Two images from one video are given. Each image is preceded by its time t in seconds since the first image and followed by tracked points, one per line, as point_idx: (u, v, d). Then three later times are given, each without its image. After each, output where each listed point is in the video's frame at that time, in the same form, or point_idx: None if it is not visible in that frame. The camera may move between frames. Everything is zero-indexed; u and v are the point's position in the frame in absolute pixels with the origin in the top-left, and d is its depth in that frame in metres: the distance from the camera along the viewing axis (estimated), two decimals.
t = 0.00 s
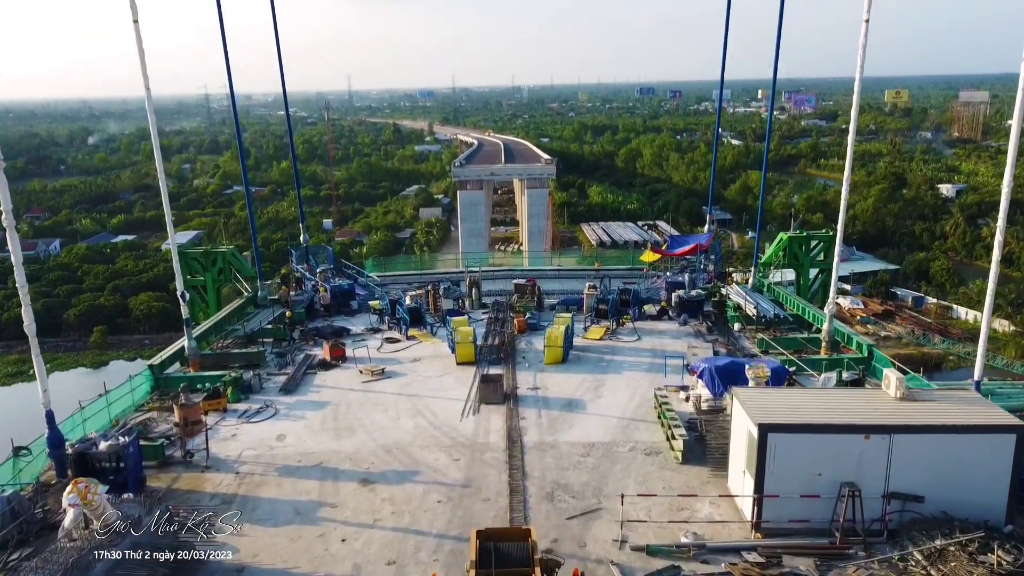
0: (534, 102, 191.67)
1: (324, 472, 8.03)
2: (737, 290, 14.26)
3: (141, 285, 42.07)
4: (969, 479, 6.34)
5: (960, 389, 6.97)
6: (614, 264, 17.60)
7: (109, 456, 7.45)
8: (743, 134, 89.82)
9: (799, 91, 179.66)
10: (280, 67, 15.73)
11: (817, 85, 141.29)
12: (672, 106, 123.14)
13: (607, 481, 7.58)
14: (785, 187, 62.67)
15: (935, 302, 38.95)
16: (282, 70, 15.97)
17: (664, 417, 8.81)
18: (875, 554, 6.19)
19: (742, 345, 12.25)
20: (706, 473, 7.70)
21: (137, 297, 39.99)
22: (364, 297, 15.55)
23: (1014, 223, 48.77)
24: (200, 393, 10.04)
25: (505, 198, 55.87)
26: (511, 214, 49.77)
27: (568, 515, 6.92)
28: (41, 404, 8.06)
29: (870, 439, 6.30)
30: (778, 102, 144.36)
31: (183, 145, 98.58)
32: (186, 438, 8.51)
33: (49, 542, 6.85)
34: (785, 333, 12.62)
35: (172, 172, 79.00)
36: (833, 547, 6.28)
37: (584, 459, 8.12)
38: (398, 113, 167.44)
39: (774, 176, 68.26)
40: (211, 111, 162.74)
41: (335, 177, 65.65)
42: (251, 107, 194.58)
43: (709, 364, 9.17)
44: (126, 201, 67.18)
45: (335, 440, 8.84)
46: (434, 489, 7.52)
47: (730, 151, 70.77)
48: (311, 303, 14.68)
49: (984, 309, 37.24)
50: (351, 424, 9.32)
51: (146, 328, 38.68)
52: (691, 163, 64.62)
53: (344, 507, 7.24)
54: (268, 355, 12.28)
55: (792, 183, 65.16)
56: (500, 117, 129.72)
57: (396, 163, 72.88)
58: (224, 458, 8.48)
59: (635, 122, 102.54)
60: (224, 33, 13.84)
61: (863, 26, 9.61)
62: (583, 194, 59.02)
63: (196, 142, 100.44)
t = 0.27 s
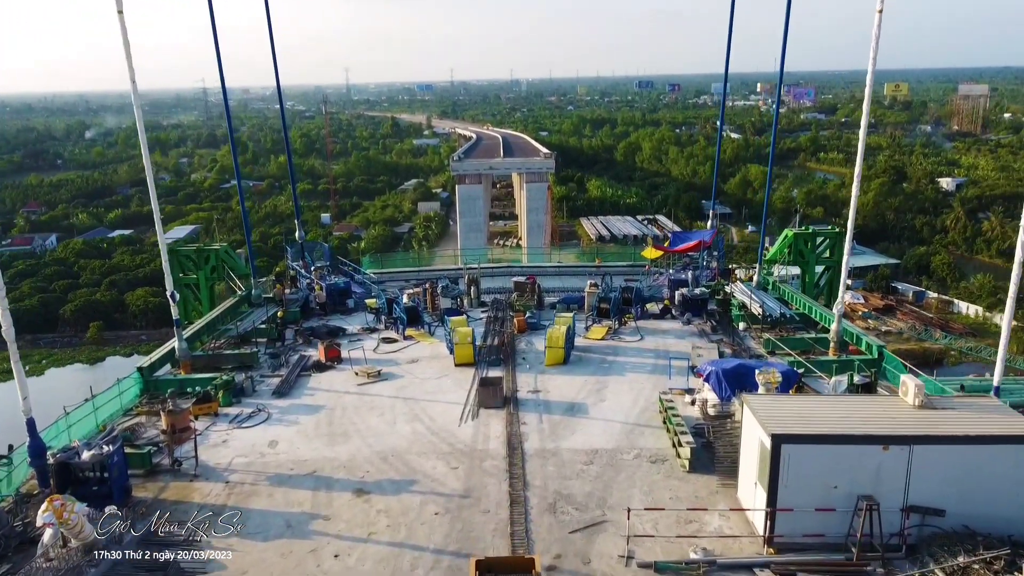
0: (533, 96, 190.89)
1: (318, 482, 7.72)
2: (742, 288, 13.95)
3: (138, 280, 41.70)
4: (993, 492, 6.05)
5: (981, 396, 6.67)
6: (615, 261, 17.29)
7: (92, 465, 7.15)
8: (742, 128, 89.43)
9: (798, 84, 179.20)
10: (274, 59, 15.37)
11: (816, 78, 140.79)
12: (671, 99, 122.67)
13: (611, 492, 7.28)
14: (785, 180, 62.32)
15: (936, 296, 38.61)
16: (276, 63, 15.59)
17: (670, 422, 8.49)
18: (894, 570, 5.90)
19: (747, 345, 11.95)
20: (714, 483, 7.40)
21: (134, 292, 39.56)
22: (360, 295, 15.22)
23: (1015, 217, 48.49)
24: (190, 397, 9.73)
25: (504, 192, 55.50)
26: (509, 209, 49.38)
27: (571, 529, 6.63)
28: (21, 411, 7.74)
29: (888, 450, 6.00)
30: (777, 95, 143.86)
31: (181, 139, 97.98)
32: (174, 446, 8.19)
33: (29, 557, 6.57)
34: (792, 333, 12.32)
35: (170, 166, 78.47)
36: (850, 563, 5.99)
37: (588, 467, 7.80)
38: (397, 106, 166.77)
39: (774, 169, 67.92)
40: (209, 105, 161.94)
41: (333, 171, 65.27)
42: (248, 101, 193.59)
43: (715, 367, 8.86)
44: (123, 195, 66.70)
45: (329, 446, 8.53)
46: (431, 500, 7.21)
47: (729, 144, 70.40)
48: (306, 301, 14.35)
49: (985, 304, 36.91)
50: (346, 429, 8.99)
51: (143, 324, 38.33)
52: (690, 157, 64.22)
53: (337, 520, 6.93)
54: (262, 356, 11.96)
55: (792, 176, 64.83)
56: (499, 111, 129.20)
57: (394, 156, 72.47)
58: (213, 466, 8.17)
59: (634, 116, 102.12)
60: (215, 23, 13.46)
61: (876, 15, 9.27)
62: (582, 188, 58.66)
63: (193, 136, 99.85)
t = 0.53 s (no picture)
0: (532, 90, 190.25)
1: (310, 493, 7.42)
2: (746, 286, 13.63)
3: (135, 275, 41.28)
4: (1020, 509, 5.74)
5: (1006, 407, 6.36)
6: (616, 259, 16.99)
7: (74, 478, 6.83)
8: (741, 122, 89.01)
9: (797, 77, 178.56)
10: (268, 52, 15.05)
11: (815, 72, 140.31)
12: (670, 93, 122.25)
13: (616, 504, 6.99)
14: (785, 174, 61.92)
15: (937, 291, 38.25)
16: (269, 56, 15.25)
17: (675, 429, 8.20)
18: None
19: (753, 345, 11.65)
20: (723, 493, 7.10)
21: (131, 288, 39.16)
22: (356, 293, 14.89)
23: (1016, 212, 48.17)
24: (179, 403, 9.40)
25: (503, 186, 55.12)
26: (508, 203, 49.02)
27: (574, 545, 6.35)
28: None
29: (908, 464, 5.71)
30: (776, 90, 143.45)
31: (178, 133, 97.42)
32: (159, 455, 7.86)
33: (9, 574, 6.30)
34: (798, 334, 12.03)
35: (167, 160, 77.97)
36: None
37: (591, 477, 7.50)
38: (396, 100, 166.09)
39: (773, 163, 67.55)
40: (207, 99, 161.24)
41: (331, 165, 64.83)
42: (246, 95, 192.73)
43: (722, 372, 8.55)
44: (120, 190, 66.19)
45: (322, 455, 8.22)
46: (428, 513, 6.91)
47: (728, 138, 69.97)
48: (301, 300, 14.03)
49: (986, 299, 36.58)
50: (339, 437, 8.69)
51: (140, 319, 37.95)
52: (689, 151, 63.77)
53: (330, 536, 6.63)
54: (254, 358, 11.66)
55: (791, 170, 64.44)
56: (497, 105, 128.66)
57: (393, 150, 72.02)
58: (202, 476, 7.86)
59: (633, 110, 101.70)
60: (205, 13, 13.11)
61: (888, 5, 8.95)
62: (581, 183, 58.30)
63: (191, 130, 99.29)
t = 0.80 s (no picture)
0: (530, 86, 189.62)
1: (301, 507, 7.11)
2: (751, 287, 13.33)
3: (132, 272, 40.89)
4: None
5: None
6: (617, 258, 16.67)
7: (55, 492, 6.55)
8: (741, 118, 88.64)
9: (796, 73, 178.18)
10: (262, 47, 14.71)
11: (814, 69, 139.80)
12: (669, 90, 121.76)
13: (621, 519, 6.70)
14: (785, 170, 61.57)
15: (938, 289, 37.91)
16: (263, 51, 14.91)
17: (681, 439, 7.91)
18: None
19: (759, 349, 11.35)
20: (732, 508, 6.80)
21: (127, 285, 38.75)
22: (353, 295, 14.57)
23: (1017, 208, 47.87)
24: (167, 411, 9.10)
25: (502, 182, 54.79)
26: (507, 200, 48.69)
27: (578, 565, 6.06)
28: None
29: (931, 481, 5.40)
30: (776, 86, 143.04)
31: (176, 129, 96.92)
32: (146, 466, 7.56)
33: None
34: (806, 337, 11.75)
35: (165, 156, 77.53)
36: None
37: (595, 490, 7.19)
38: (394, 96, 165.53)
39: (773, 159, 67.17)
40: (205, 96, 160.52)
41: (329, 162, 64.42)
42: (244, 91, 192.03)
43: (730, 379, 8.24)
44: (117, 186, 65.73)
45: (315, 466, 7.92)
46: (425, 530, 6.60)
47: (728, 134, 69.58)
48: (296, 302, 13.71)
49: (987, 297, 36.30)
50: (332, 446, 8.38)
51: (138, 317, 37.61)
52: (689, 147, 63.39)
53: (322, 554, 6.33)
54: (247, 362, 11.34)
55: (791, 166, 64.08)
56: (496, 101, 128.20)
57: (392, 147, 71.63)
58: (190, 488, 7.56)
59: (632, 105, 101.27)
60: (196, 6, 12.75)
61: None
62: (580, 179, 57.96)
63: (189, 127, 98.77)
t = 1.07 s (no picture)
0: (529, 83, 189.11)
1: (292, 525, 6.81)
2: (757, 288, 13.01)
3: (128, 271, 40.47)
4: None
5: None
6: (619, 259, 16.35)
7: (34, 509, 6.25)
8: (740, 116, 88.25)
9: (794, 71, 177.86)
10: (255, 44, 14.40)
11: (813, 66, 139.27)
12: (668, 88, 121.26)
13: (627, 538, 6.40)
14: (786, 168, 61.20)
15: (939, 288, 37.56)
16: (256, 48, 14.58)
17: (688, 452, 7.61)
18: None
19: (765, 355, 11.05)
20: (744, 527, 6.51)
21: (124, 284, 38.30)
22: (349, 297, 14.25)
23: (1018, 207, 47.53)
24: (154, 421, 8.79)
25: (501, 180, 54.41)
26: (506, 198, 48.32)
27: None
28: None
29: (956, 504, 5.11)
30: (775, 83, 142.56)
31: (174, 127, 96.38)
32: (129, 481, 7.24)
33: None
34: (813, 342, 11.44)
35: (163, 154, 77.03)
36: None
37: (599, 507, 6.89)
38: (393, 94, 164.97)
39: (772, 157, 66.77)
40: (204, 94, 159.76)
41: (327, 160, 63.97)
42: (243, 88, 191.31)
43: (738, 389, 7.92)
44: (114, 184, 65.22)
45: (308, 480, 7.60)
46: (422, 550, 6.31)
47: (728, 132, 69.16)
48: (290, 305, 13.38)
49: (989, 295, 35.94)
50: (325, 458, 8.08)
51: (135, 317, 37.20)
52: (689, 145, 62.98)
53: None
54: (239, 368, 11.02)
55: (791, 165, 63.68)
56: (495, 99, 127.73)
57: (390, 145, 71.19)
58: (177, 504, 7.25)
59: (631, 103, 100.90)
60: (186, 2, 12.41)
61: None
62: (580, 177, 57.59)
63: (187, 125, 98.26)
